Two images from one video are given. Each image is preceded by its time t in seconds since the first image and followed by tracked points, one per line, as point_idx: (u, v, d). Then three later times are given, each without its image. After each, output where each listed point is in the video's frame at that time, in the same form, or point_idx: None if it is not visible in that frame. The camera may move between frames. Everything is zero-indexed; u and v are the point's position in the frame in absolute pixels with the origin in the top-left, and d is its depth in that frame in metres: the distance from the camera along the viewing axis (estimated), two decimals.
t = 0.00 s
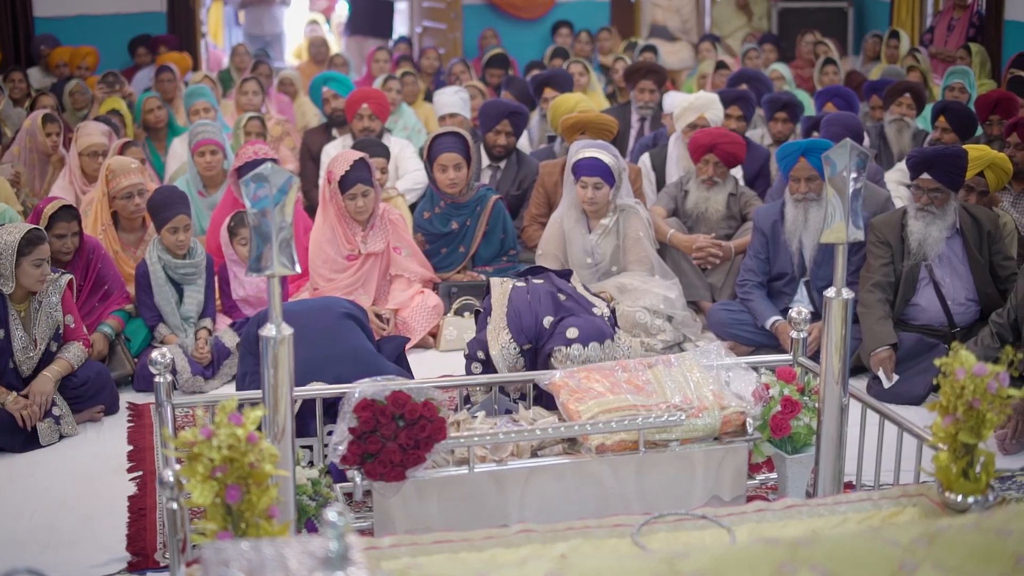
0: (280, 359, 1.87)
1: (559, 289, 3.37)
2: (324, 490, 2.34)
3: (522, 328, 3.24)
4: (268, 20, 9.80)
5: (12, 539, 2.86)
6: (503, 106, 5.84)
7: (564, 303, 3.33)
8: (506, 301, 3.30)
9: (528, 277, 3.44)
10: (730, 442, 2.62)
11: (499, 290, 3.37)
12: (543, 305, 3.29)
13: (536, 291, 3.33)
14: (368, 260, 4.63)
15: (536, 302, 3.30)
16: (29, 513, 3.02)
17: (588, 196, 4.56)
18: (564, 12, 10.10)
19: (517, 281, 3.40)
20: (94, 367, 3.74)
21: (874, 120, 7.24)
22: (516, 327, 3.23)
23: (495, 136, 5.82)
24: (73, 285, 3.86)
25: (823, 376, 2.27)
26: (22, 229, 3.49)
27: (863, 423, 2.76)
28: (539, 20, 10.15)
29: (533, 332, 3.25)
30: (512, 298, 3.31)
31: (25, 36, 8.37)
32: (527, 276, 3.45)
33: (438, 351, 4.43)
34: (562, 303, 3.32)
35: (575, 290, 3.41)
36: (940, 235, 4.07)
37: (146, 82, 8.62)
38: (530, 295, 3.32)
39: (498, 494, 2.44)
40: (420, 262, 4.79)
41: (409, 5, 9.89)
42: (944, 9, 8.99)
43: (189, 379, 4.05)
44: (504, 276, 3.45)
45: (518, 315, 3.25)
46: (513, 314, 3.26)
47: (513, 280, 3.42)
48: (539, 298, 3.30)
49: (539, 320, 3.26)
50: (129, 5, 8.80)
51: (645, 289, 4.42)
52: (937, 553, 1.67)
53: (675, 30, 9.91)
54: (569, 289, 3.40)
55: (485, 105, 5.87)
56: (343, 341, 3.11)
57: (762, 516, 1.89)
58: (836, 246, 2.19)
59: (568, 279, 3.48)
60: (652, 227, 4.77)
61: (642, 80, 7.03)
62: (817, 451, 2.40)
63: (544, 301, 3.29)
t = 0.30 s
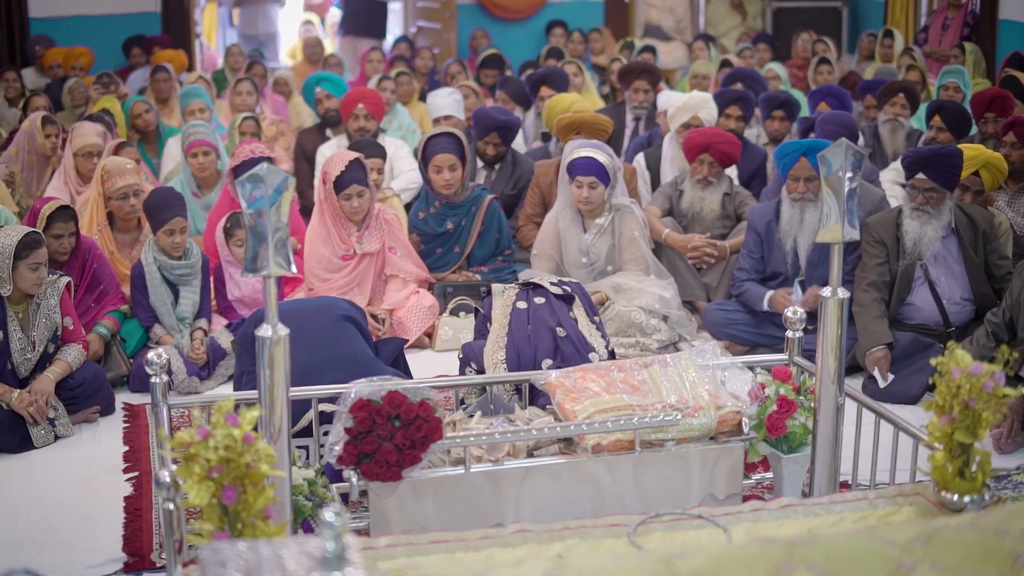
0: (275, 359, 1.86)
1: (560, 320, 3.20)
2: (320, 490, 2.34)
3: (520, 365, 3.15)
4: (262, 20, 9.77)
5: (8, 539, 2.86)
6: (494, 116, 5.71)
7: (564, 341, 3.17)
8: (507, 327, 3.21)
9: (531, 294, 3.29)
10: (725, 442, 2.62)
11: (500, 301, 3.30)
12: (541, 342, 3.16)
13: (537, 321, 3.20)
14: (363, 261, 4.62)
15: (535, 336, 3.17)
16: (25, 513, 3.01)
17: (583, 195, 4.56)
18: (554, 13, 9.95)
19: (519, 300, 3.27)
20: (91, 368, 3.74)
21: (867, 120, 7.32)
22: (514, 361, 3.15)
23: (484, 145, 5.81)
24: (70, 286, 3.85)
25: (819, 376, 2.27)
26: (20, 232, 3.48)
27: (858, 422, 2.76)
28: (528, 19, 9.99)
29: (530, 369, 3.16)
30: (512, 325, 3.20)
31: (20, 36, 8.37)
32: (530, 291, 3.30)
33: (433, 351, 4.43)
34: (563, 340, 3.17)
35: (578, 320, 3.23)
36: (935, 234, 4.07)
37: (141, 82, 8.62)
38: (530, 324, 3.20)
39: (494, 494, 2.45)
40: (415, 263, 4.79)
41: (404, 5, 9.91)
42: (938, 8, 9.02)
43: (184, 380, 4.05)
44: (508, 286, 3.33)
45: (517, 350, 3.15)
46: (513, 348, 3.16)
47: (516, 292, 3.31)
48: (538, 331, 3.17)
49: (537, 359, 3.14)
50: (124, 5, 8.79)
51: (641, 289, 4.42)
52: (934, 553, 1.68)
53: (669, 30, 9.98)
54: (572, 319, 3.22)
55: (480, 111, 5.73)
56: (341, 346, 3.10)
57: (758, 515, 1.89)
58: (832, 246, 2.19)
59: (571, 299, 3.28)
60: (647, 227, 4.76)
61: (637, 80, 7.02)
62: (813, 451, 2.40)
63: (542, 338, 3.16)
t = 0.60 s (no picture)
0: (275, 360, 1.86)
1: (565, 337, 3.15)
2: (319, 490, 2.34)
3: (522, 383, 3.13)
4: (260, 20, 9.73)
5: (8, 540, 2.85)
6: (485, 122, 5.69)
7: (568, 358, 3.12)
8: (512, 337, 3.17)
9: (538, 303, 3.24)
10: (724, 442, 2.62)
11: (507, 305, 3.26)
12: (545, 361, 3.12)
13: (543, 336, 3.16)
14: (362, 261, 4.63)
15: (539, 352, 3.13)
16: (24, 514, 3.01)
17: (582, 196, 4.57)
18: (553, 12, 10.02)
19: (525, 310, 3.22)
20: (91, 369, 3.74)
21: (866, 119, 7.34)
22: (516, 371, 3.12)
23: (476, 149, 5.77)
24: (70, 287, 3.85)
25: (819, 375, 2.27)
26: (19, 234, 3.48)
27: (857, 421, 2.76)
28: (527, 20, 10.05)
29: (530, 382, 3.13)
30: (517, 338, 3.16)
31: (17, 37, 8.37)
32: (537, 299, 3.25)
33: (432, 351, 4.44)
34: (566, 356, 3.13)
35: (584, 338, 3.16)
36: (935, 233, 4.07)
37: (139, 83, 8.62)
38: (536, 339, 3.16)
39: (493, 494, 2.45)
40: (413, 263, 4.79)
41: (402, 5, 9.93)
42: (936, 8, 9.03)
43: (184, 380, 4.05)
44: (515, 290, 3.28)
45: (520, 366, 3.11)
46: (516, 359, 3.12)
47: (523, 298, 3.26)
48: (542, 348, 3.13)
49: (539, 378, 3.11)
50: (121, 6, 8.79)
51: (639, 289, 4.42)
52: (934, 553, 1.68)
53: (667, 30, 9.95)
54: (577, 336, 3.16)
55: (469, 115, 5.74)
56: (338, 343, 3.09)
57: (757, 515, 1.89)
58: (831, 246, 2.19)
59: (579, 313, 3.21)
60: (646, 227, 4.77)
61: (635, 80, 7.02)
62: (813, 450, 2.40)
63: (546, 357, 3.12)
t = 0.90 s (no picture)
0: (275, 360, 1.86)
1: (570, 339, 3.15)
2: (320, 491, 2.34)
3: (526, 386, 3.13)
4: (260, 20, 9.72)
5: (8, 541, 2.86)
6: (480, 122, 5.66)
7: (573, 362, 3.14)
8: (516, 339, 3.17)
9: (543, 303, 3.22)
10: (725, 442, 2.62)
11: (511, 305, 3.25)
12: (549, 363, 3.13)
13: (548, 338, 3.16)
14: (362, 261, 4.63)
15: (544, 353, 3.14)
16: (25, 514, 3.02)
17: (582, 195, 4.57)
18: (552, 12, 10.03)
19: (530, 311, 3.21)
20: (91, 369, 3.74)
21: (866, 119, 7.34)
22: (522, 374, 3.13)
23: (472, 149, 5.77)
24: (70, 287, 3.85)
25: (819, 375, 2.27)
26: (19, 234, 3.48)
27: (858, 421, 2.77)
28: (526, 18, 10.06)
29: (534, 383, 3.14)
30: (522, 339, 3.16)
31: (16, 38, 8.36)
32: (542, 300, 3.24)
33: (432, 351, 4.43)
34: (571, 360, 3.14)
35: (589, 340, 3.16)
36: (935, 233, 4.07)
37: (138, 83, 8.61)
38: (541, 341, 3.16)
39: (493, 494, 2.45)
40: (413, 263, 4.79)
41: (400, 5, 9.92)
42: (935, 7, 9.03)
43: (183, 381, 4.05)
44: (520, 290, 3.27)
45: (524, 369, 3.12)
46: (522, 361, 3.13)
47: (527, 299, 3.25)
48: (547, 349, 3.13)
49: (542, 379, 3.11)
50: (120, 6, 8.79)
51: (639, 289, 4.43)
52: (935, 552, 1.68)
53: (666, 30, 9.93)
54: (582, 339, 3.16)
55: (466, 115, 5.70)
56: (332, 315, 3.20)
57: (758, 515, 1.89)
58: (831, 245, 2.19)
59: (584, 315, 3.21)
60: (645, 227, 4.77)
61: (634, 80, 7.03)
62: (813, 450, 2.41)
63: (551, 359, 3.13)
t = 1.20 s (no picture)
0: (275, 360, 1.86)
1: (571, 340, 3.15)
2: (320, 491, 2.34)
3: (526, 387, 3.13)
4: (259, 19, 9.73)
5: (8, 541, 2.86)
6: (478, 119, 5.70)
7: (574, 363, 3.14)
8: (517, 340, 3.17)
9: (544, 305, 3.23)
10: (725, 442, 2.62)
11: (513, 306, 3.25)
12: (550, 363, 3.13)
13: (549, 339, 3.16)
14: (362, 261, 4.63)
15: (545, 354, 3.13)
16: (25, 515, 3.02)
17: (581, 195, 4.56)
18: (551, 11, 10.03)
19: (531, 311, 3.21)
20: (90, 369, 3.73)
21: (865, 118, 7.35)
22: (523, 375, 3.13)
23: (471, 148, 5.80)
24: (70, 288, 3.84)
25: (819, 376, 2.27)
26: (18, 235, 3.49)
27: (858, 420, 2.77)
28: (525, 17, 10.05)
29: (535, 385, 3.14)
30: (523, 340, 3.16)
31: (14, 39, 8.36)
32: (543, 301, 3.24)
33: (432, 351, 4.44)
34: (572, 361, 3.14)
35: (590, 342, 3.17)
36: (935, 232, 4.07)
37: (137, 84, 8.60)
38: (542, 342, 3.16)
39: (494, 494, 2.45)
40: (413, 264, 4.80)
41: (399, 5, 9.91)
42: (933, 7, 9.04)
43: (183, 381, 4.05)
44: (522, 291, 3.27)
45: (526, 369, 3.12)
46: (523, 361, 3.13)
47: (528, 300, 3.25)
48: (548, 350, 3.13)
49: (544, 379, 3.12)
50: (119, 6, 8.79)
51: (638, 289, 4.43)
52: (936, 552, 1.68)
53: (665, 30, 9.91)
54: (583, 340, 3.17)
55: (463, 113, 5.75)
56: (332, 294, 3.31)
57: (758, 515, 1.89)
58: (831, 245, 2.19)
59: (585, 316, 3.21)
60: (645, 227, 4.77)
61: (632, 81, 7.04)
62: (813, 450, 2.41)
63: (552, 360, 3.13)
